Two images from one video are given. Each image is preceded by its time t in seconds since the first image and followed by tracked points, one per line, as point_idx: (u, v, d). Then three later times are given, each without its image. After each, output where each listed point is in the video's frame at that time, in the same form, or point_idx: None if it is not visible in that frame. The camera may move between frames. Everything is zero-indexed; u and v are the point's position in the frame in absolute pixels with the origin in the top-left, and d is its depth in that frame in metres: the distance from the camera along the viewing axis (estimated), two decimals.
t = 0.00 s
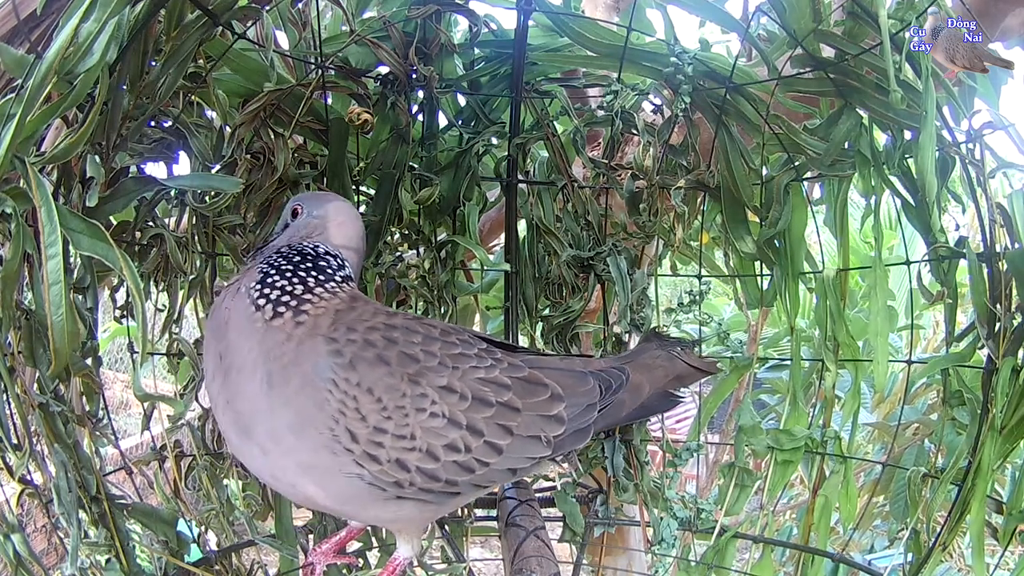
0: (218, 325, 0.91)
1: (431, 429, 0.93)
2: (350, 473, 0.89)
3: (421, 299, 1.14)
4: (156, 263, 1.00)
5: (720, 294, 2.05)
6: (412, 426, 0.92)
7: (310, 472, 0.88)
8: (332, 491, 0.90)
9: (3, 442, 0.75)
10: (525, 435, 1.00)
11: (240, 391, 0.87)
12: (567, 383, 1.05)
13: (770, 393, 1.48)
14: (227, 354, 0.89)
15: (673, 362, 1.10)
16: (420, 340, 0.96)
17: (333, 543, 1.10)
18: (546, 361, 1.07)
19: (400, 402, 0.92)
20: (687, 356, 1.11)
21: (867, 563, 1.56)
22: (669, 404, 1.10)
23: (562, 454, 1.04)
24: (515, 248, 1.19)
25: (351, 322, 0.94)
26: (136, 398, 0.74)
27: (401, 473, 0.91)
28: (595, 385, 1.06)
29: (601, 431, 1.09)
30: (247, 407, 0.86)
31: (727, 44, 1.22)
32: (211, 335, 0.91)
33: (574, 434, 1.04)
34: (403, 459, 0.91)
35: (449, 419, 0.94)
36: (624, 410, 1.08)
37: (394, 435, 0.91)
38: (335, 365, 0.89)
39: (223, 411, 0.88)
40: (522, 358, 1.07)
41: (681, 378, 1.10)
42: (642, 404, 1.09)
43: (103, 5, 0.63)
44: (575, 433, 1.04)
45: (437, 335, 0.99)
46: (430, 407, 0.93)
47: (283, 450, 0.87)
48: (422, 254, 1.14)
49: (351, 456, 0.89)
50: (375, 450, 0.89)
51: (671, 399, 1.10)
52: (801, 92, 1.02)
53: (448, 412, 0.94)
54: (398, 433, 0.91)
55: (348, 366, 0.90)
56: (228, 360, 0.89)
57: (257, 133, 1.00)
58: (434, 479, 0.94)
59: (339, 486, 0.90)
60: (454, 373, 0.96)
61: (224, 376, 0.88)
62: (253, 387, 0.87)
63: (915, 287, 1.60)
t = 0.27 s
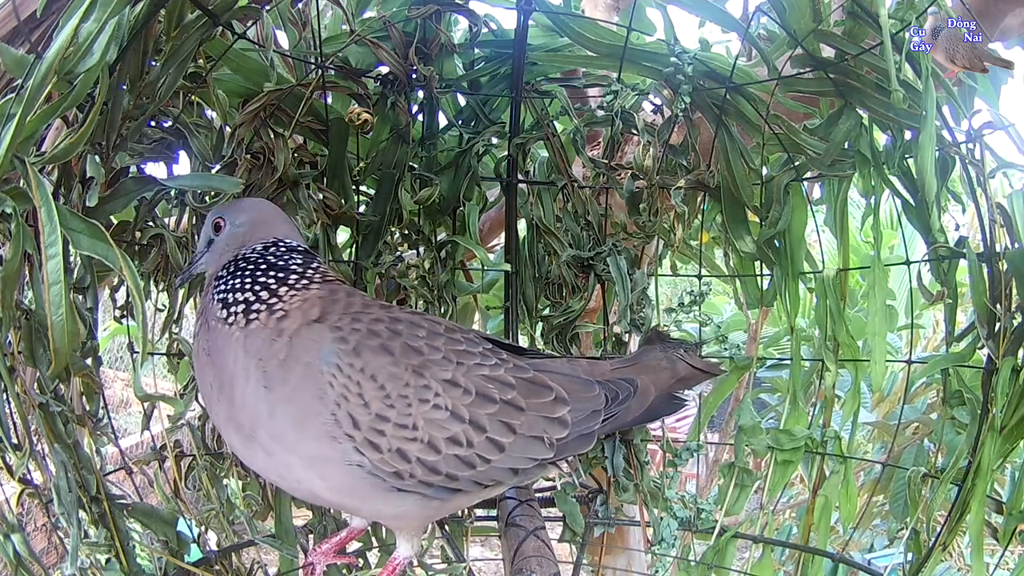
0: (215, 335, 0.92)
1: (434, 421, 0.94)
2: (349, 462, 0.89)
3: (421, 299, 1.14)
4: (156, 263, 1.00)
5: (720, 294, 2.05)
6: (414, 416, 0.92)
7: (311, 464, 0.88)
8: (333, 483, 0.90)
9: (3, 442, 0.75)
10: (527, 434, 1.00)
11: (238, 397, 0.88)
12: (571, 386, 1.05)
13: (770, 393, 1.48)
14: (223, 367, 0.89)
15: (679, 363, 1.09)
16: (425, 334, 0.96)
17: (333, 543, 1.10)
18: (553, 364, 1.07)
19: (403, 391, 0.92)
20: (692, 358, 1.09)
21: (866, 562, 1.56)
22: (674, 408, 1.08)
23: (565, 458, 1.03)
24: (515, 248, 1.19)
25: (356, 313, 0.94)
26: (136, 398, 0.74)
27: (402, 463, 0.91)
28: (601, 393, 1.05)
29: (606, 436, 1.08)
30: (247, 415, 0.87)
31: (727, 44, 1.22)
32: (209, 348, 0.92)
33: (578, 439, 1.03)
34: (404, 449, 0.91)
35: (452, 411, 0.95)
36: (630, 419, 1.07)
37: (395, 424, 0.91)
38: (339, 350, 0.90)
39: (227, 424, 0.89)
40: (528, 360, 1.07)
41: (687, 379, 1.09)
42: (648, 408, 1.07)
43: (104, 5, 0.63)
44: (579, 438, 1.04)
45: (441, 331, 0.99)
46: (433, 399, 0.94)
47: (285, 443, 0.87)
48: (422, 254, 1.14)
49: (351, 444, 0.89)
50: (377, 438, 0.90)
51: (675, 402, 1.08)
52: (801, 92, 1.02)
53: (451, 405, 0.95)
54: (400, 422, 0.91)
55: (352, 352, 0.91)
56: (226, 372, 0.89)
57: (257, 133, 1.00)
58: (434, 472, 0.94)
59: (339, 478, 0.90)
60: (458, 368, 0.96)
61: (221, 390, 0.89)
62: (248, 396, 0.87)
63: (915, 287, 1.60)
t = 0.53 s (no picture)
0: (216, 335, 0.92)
1: (431, 416, 0.94)
2: (348, 454, 0.90)
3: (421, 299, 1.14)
4: (156, 263, 1.00)
5: (720, 294, 2.05)
6: (411, 411, 0.93)
7: (309, 458, 0.89)
8: (332, 477, 0.90)
9: (3, 442, 0.75)
10: (526, 432, 1.00)
11: (237, 395, 0.88)
12: (571, 386, 1.04)
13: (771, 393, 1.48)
14: (223, 367, 0.90)
15: (681, 362, 1.08)
16: (425, 332, 0.97)
17: (333, 543, 1.10)
18: (554, 364, 1.07)
19: (401, 385, 0.93)
20: (694, 357, 1.09)
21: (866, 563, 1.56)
22: (675, 407, 1.09)
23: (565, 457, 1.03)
24: (515, 248, 1.19)
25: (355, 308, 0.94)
26: (136, 398, 0.74)
27: (398, 457, 0.92)
28: (602, 395, 1.04)
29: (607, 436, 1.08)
30: (247, 412, 0.87)
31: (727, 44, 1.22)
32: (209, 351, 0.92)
33: (577, 438, 1.03)
34: (402, 442, 0.92)
35: (450, 406, 0.95)
36: (630, 419, 1.06)
37: (392, 417, 0.91)
38: (336, 344, 0.91)
39: (228, 423, 0.89)
40: (528, 360, 1.07)
41: (688, 379, 1.08)
42: (648, 409, 1.08)
43: (103, 5, 0.63)
44: (579, 438, 1.03)
45: (440, 327, 0.99)
46: (431, 394, 0.94)
47: (284, 436, 0.88)
48: (422, 254, 1.14)
49: (349, 436, 0.89)
50: (374, 431, 0.90)
51: (676, 402, 1.09)
52: (801, 92, 1.02)
53: (449, 400, 0.95)
54: (396, 416, 0.92)
55: (350, 346, 0.91)
56: (226, 371, 0.89)
57: (257, 133, 1.00)
58: (432, 466, 0.94)
59: (338, 471, 0.90)
60: (456, 364, 0.97)
61: (221, 390, 0.89)
62: (249, 394, 0.88)
63: (915, 287, 1.60)
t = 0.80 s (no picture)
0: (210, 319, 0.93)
1: (426, 407, 0.94)
2: (339, 442, 0.90)
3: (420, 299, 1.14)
4: (156, 263, 1.00)
5: (720, 294, 2.05)
6: (406, 401, 0.93)
7: (301, 443, 0.89)
8: (323, 465, 0.90)
9: (3, 442, 0.75)
10: (521, 430, 0.99)
11: (232, 376, 0.89)
12: (568, 386, 1.04)
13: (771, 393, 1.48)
14: (218, 349, 0.90)
15: (677, 366, 1.08)
16: (424, 329, 0.97)
17: (333, 543, 1.10)
18: (553, 366, 1.07)
19: (396, 374, 0.93)
20: (692, 361, 1.08)
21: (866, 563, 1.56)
22: (672, 410, 1.06)
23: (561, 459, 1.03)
24: (515, 248, 1.19)
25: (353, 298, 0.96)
26: (136, 398, 0.74)
27: (391, 447, 0.91)
28: (600, 399, 1.04)
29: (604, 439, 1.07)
30: (241, 395, 0.88)
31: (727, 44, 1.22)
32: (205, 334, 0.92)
33: (574, 440, 1.03)
34: (395, 432, 0.92)
35: (444, 399, 0.95)
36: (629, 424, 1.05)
37: (386, 407, 0.91)
38: (334, 331, 0.92)
39: (223, 406, 0.90)
40: (528, 361, 1.07)
41: (686, 382, 1.08)
42: (647, 411, 1.06)
43: (104, 5, 0.63)
44: (575, 439, 1.03)
45: (437, 322, 0.99)
46: (426, 384, 0.94)
47: (277, 420, 0.88)
48: (422, 254, 1.14)
49: (341, 424, 0.89)
50: (367, 420, 0.90)
51: (673, 404, 1.07)
52: (800, 92, 1.02)
53: (444, 393, 0.95)
54: (390, 405, 0.92)
55: (347, 333, 0.92)
56: (221, 353, 0.90)
57: (257, 133, 1.00)
58: (424, 459, 0.94)
59: (329, 459, 0.90)
60: (452, 358, 0.97)
61: (217, 373, 0.90)
62: (243, 376, 0.88)
63: (915, 287, 1.60)
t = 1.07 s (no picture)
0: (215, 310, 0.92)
1: (424, 409, 0.94)
2: (337, 441, 0.89)
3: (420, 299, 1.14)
4: (156, 263, 1.00)
5: (721, 294, 2.05)
6: (404, 403, 0.93)
7: (297, 439, 0.88)
8: (319, 463, 0.89)
9: (3, 442, 0.75)
10: (521, 435, 0.99)
11: (234, 366, 0.89)
12: (569, 394, 1.04)
13: (770, 393, 1.48)
14: (221, 340, 0.90)
15: (675, 373, 1.08)
16: (424, 329, 0.97)
17: (333, 543, 1.10)
18: (557, 374, 1.07)
19: (394, 376, 0.93)
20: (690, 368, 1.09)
21: (866, 563, 1.56)
22: (672, 417, 1.06)
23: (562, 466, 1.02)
24: (515, 248, 1.19)
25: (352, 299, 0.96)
26: (136, 398, 0.74)
27: (388, 449, 0.91)
28: (603, 407, 1.04)
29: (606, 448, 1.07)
30: (243, 387, 0.88)
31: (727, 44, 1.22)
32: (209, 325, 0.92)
33: (575, 447, 1.02)
34: (391, 434, 0.92)
35: (444, 403, 0.95)
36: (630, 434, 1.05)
37: (384, 408, 0.92)
38: (332, 331, 0.92)
39: (221, 397, 0.89)
40: (532, 367, 1.08)
41: (685, 390, 1.08)
42: (648, 419, 1.05)
43: (103, 5, 0.63)
44: (575, 447, 1.02)
45: (440, 325, 0.99)
46: (425, 387, 0.94)
47: (275, 415, 0.88)
48: (422, 254, 1.14)
49: (338, 424, 0.89)
50: (365, 421, 0.90)
51: (673, 411, 1.06)
52: (800, 92, 1.02)
53: (443, 396, 0.95)
54: (389, 406, 0.92)
55: (346, 333, 0.92)
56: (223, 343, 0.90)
57: (257, 133, 1.00)
58: (422, 462, 0.94)
59: (325, 458, 0.89)
60: (453, 362, 0.97)
61: (219, 362, 0.90)
62: (246, 369, 0.88)
63: (915, 287, 1.59)
